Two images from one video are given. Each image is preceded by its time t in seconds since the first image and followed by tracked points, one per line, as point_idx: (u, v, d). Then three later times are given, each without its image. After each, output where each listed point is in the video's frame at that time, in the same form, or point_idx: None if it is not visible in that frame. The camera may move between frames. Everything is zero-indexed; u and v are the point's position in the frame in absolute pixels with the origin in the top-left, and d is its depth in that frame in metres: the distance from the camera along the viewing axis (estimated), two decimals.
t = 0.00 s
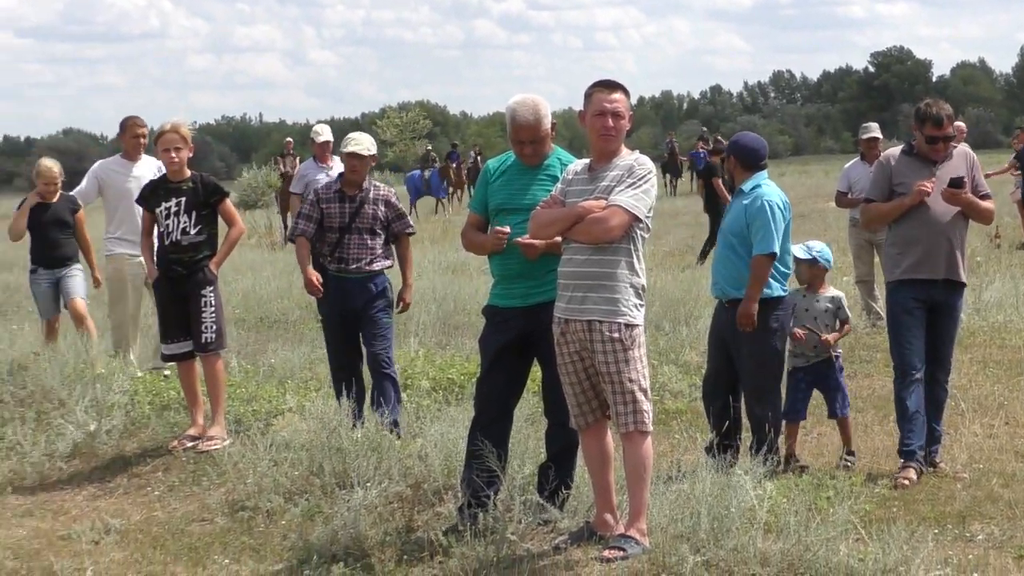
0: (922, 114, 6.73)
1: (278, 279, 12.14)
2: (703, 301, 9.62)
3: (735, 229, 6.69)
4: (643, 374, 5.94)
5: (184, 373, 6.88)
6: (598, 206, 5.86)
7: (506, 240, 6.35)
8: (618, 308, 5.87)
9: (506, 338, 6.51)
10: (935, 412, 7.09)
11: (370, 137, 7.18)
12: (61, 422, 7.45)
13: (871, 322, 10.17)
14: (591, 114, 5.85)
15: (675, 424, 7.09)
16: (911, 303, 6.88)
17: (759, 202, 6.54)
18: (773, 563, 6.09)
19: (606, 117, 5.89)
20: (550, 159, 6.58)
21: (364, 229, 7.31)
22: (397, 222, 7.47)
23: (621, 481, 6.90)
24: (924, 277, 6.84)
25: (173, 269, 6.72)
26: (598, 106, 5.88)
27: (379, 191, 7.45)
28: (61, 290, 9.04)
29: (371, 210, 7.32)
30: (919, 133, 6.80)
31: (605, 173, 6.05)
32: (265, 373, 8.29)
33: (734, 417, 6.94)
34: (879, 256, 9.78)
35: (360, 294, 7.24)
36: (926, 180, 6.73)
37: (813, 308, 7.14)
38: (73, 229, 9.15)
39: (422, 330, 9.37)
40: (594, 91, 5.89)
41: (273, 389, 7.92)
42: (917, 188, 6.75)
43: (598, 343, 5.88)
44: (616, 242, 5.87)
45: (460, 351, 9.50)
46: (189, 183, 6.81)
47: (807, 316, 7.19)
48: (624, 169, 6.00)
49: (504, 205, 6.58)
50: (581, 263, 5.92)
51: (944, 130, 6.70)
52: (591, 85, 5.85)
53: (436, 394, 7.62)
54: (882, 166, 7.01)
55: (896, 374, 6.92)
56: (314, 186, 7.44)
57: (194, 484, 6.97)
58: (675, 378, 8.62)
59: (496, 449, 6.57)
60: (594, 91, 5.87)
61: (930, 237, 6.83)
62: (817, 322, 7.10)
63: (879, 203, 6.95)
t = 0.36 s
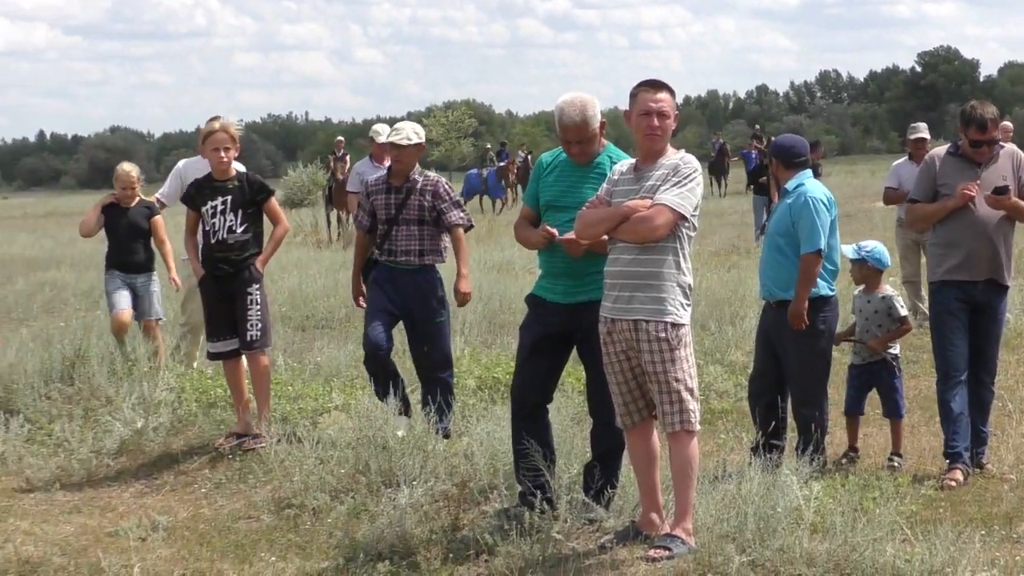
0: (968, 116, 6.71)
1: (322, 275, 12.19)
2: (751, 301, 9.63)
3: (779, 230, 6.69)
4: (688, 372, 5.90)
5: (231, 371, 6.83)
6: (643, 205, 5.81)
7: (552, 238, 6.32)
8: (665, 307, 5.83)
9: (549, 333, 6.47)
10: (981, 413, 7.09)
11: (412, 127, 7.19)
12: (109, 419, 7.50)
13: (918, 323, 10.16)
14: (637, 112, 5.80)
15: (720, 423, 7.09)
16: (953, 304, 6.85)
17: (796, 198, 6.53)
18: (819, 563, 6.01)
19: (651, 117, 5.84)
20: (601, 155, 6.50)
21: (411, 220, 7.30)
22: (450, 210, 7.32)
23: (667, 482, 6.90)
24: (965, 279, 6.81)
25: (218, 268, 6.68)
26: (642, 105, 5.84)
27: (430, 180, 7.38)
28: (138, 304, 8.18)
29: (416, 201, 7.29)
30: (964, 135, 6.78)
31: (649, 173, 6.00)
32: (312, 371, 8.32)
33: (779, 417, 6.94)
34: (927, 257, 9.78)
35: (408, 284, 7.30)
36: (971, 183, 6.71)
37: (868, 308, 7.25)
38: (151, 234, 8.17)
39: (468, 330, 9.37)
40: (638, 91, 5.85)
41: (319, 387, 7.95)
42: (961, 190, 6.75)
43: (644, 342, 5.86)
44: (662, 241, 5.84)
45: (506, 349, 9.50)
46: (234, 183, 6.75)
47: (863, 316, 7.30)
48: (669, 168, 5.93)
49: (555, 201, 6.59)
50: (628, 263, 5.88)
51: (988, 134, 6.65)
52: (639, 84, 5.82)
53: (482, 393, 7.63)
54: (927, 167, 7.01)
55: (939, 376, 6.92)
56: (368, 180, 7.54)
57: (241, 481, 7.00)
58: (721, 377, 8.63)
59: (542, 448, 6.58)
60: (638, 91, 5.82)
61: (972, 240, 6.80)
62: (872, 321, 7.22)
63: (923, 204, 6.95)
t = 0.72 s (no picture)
0: (1001, 116, 6.69)
1: (366, 274, 12.25)
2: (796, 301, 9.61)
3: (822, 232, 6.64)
4: (733, 373, 5.77)
5: (276, 374, 6.83)
6: (686, 205, 5.72)
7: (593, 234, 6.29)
8: (709, 307, 5.72)
9: (591, 332, 6.49)
10: None
11: (425, 129, 7.06)
12: (155, 417, 7.56)
13: (964, 324, 10.14)
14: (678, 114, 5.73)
15: (765, 423, 7.10)
16: (991, 304, 6.84)
17: (834, 202, 6.49)
18: (866, 563, 5.95)
19: (693, 116, 5.76)
20: (640, 154, 6.37)
21: (436, 225, 7.21)
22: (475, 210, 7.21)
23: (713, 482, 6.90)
24: (1002, 280, 6.80)
25: (266, 267, 6.68)
26: (684, 104, 5.75)
27: (451, 181, 7.25)
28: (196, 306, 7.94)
29: (438, 205, 7.19)
30: (998, 135, 6.76)
31: (693, 172, 5.90)
32: (356, 370, 8.35)
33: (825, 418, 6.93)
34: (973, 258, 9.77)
35: (437, 290, 7.21)
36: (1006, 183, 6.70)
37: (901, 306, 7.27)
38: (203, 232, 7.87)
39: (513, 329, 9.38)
40: (681, 90, 5.75)
41: (365, 386, 7.99)
42: (997, 191, 6.74)
43: (688, 342, 5.75)
44: (706, 240, 5.72)
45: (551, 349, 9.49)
46: (281, 181, 6.73)
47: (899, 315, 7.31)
48: (712, 167, 5.83)
49: (596, 199, 6.49)
50: (672, 262, 5.78)
51: (1021, 133, 6.64)
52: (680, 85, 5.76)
53: (527, 391, 7.63)
54: (963, 167, 7.01)
55: (981, 378, 6.91)
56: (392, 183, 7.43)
57: (287, 479, 7.02)
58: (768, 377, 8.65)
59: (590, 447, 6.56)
60: (680, 90, 5.74)
61: (1008, 241, 6.77)
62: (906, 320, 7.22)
63: (960, 205, 6.95)
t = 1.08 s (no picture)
0: None
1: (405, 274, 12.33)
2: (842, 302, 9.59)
3: (879, 234, 6.56)
4: (777, 372, 5.66)
5: (324, 373, 6.87)
6: (729, 204, 5.59)
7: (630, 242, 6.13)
8: (752, 306, 5.61)
9: (629, 329, 6.38)
10: None
11: (446, 110, 6.93)
12: (201, 415, 7.64)
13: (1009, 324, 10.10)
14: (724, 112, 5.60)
15: (810, 423, 7.09)
16: None
17: (899, 207, 6.44)
18: (912, 563, 5.74)
19: (738, 118, 5.63)
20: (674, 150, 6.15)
21: (456, 207, 7.06)
22: (495, 194, 7.14)
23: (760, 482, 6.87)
24: None
25: (312, 266, 6.69)
26: (730, 105, 5.62)
27: (471, 164, 7.17)
28: (240, 292, 7.86)
29: (460, 186, 7.06)
30: None
31: (737, 171, 5.77)
32: (402, 371, 8.36)
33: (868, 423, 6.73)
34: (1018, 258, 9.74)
35: (454, 274, 7.01)
36: None
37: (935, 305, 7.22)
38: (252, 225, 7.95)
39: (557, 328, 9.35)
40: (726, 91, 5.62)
41: (408, 385, 8.02)
42: None
43: (730, 342, 5.65)
44: (748, 239, 5.62)
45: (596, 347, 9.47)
46: (329, 180, 6.77)
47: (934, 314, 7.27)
48: (757, 167, 5.69)
49: (632, 196, 6.29)
50: (714, 261, 5.70)
51: None
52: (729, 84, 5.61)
53: (571, 391, 7.62)
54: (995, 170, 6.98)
55: None
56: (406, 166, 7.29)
57: (333, 477, 7.03)
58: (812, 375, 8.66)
59: (637, 446, 6.45)
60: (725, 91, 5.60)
61: None
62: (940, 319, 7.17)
63: (994, 208, 6.89)
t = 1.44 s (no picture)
0: None
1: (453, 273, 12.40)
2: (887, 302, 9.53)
3: (943, 238, 6.29)
4: (820, 371, 5.36)
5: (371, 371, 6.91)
6: (771, 201, 5.27)
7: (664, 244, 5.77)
8: (793, 304, 5.31)
9: (667, 327, 6.04)
10: None
11: (491, 113, 6.77)
12: (245, 413, 7.71)
13: None
14: (768, 108, 5.30)
15: (855, 421, 7.06)
16: None
17: (966, 214, 6.29)
18: (957, 561, 5.48)
19: (782, 114, 5.30)
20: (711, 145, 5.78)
21: (485, 213, 6.93)
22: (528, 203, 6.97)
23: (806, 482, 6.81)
24: None
25: (358, 263, 6.72)
26: (773, 101, 5.30)
27: (509, 171, 6.99)
28: (291, 294, 7.92)
29: (492, 192, 6.91)
30: None
31: (780, 169, 5.43)
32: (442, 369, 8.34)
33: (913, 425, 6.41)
34: None
35: (478, 280, 6.92)
36: None
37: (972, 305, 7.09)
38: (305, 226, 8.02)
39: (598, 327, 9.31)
40: (771, 87, 5.32)
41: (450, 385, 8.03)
42: None
43: (772, 339, 5.35)
44: (789, 237, 5.32)
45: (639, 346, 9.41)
46: (375, 179, 6.78)
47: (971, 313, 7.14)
48: (799, 165, 5.36)
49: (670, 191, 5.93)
50: (755, 260, 5.39)
51: None
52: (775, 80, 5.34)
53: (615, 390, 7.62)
54: None
55: None
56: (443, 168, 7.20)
57: (377, 474, 7.05)
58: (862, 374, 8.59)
59: (680, 443, 6.17)
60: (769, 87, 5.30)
61: None
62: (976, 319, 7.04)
63: None
